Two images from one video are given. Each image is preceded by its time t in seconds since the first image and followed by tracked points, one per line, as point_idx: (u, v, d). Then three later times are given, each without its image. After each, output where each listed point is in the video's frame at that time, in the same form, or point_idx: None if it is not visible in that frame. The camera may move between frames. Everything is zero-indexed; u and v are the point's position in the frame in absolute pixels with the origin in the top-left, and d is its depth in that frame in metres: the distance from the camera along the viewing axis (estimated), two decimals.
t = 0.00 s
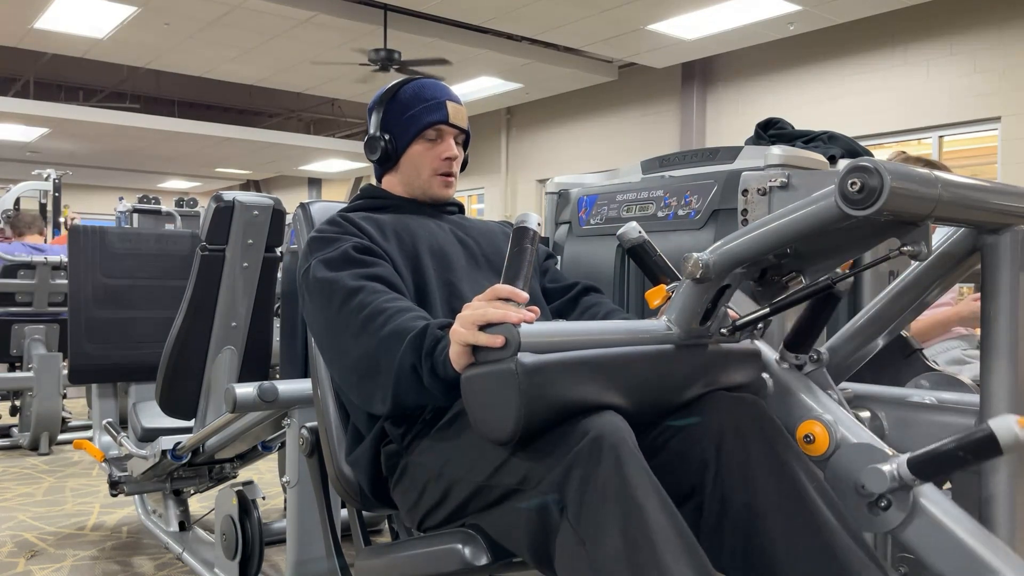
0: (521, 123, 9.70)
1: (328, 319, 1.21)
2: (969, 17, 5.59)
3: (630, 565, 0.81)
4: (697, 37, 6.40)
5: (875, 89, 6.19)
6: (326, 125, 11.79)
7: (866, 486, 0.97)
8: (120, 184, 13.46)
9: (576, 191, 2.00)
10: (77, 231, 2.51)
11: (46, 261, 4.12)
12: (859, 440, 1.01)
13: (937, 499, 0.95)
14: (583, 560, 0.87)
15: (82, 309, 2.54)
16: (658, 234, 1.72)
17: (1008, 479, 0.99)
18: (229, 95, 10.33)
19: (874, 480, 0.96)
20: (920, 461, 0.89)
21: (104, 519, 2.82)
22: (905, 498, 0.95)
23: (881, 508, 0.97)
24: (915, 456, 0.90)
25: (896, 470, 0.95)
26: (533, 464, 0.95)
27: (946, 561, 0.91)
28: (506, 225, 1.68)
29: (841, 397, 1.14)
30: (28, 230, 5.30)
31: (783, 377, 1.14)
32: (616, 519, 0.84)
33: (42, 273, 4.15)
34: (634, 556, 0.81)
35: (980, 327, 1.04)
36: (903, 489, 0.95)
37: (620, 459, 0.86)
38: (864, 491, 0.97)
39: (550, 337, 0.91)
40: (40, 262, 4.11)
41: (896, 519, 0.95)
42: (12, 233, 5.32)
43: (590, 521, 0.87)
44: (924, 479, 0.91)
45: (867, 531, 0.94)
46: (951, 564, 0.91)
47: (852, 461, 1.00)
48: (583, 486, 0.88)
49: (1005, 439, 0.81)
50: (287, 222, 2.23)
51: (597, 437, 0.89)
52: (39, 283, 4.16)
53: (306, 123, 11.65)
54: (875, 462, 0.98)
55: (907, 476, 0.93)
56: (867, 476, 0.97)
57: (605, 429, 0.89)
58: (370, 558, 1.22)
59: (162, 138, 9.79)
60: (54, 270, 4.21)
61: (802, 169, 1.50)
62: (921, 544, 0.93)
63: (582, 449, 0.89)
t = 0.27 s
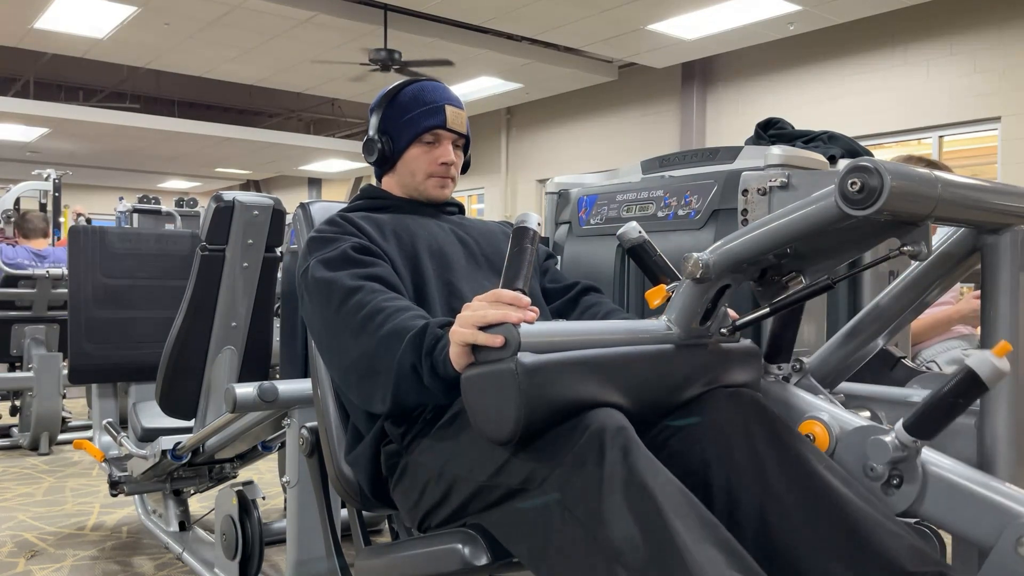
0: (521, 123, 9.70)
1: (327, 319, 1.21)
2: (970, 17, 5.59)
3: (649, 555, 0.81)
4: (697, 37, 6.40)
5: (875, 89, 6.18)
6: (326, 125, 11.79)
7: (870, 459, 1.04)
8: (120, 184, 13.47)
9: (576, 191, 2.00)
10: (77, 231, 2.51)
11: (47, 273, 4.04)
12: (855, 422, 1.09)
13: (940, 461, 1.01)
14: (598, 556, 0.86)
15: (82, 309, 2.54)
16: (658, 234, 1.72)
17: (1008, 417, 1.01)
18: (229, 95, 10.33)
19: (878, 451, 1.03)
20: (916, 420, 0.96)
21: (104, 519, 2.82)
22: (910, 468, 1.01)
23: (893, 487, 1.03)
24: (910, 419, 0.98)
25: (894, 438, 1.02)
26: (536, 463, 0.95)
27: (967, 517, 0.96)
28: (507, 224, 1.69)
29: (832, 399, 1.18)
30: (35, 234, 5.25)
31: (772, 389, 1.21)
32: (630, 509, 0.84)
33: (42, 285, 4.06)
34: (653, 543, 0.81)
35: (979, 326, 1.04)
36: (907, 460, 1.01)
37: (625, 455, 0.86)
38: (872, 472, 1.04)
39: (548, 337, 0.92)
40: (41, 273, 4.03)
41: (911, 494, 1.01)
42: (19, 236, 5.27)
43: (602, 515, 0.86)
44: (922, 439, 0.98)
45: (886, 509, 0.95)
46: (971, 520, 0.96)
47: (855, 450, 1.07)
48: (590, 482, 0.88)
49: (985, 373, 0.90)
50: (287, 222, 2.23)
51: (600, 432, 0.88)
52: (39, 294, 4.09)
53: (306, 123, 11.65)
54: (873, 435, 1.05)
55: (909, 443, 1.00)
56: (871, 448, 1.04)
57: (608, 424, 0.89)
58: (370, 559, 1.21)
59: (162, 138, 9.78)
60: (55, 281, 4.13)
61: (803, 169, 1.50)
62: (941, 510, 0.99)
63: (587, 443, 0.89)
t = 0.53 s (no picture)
0: (521, 123, 9.70)
1: (327, 319, 1.21)
2: (970, 17, 5.59)
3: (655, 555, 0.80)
4: (697, 37, 6.40)
5: (875, 89, 6.18)
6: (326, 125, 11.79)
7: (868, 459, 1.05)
8: (120, 184, 13.47)
9: (576, 191, 2.00)
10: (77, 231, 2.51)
11: (47, 273, 4.02)
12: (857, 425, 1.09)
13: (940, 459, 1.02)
14: (603, 556, 0.86)
15: (82, 308, 2.54)
16: (658, 234, 1.72)
17: (1007, 413, 1.01)
18: (229, 95, 10.33)
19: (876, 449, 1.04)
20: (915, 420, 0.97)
21: (104, 519, 2.82)
22: (910, 465, 1.02)
23: (894, 485, 1.04)
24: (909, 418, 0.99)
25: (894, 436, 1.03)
26: (537, 462, 0.95)
27: (967, 515, 0.97)
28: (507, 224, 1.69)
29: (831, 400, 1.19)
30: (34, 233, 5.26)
31: (772, 389, 1.21)
32: (634, 504, 0.84)
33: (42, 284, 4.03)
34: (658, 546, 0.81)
35: (980, 323, 1.04)
36: (908, 458, 1.02)
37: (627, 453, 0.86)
38: (873, 471, 1.05)
39: (547, 335, 0.91)
40: (42, 272, 4.01)
41: (911, 492, 1.02)
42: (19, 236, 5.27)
43: (608, 513, 0.85)
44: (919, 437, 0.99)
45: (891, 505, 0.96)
46: (970, 518, 0.97)
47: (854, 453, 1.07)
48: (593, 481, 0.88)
49: (985, 371, 0.91)
50: (287, 221, 2.23)
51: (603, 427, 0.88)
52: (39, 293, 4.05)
53: (306, 123, 11.65)
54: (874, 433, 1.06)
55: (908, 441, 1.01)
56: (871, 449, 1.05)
57: (609, 420, 0.89)
58: (370, 559, 1.21)
59: (162, 138, 9.78)
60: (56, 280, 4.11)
61: (803, 169, 1.50)
62: (940, 508, 1.00)
63: (590, 438, 0.89)
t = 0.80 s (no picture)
0: (521, 123, 9.70)
1: (323, 323, 1.21)
2: (970, 17, 5.59)
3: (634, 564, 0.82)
4: (697, 37, 6.40)
5: (875, 89, 6.18)
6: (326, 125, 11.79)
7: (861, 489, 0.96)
8: (120, 184, 13.47)
9: (576, 191, 2.00)
10: (77, 231, 2.51)
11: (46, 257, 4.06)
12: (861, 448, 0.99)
13: (933, 512, 0.92)
14: (590, 561, 0.87)
15: (82, 308, 2.54)
16: (658, 234, 1.72)
17: (1009, 501, 0.92)
18: (229, 95, 10.33)
19: (870, 486, 0.94)
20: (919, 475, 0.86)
21: (104, 519, 2.82)
22: (899, 507, 0.93)
23: (875, 514, 0.95)
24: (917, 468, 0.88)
25: (895, 480, 0.93)
26: (536, 463, 0.95)
27: None
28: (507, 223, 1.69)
29: (847, 394, 1.20)
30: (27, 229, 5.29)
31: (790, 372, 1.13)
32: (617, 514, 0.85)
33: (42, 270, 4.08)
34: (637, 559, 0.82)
35: (979, 324, 1.04)
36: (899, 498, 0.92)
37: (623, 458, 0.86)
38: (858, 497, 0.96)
39: (547, 335, 0.91)
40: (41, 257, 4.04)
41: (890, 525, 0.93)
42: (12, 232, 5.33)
43: (599, 519, 0.87)
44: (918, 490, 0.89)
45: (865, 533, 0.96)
46: None
47: (848, 464, 0.99)
48: (586, 485, 0.89)
49: (1006, 462, 0.80)
50: (287, 221, 2.23)
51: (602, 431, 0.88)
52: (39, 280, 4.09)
53: (306, 123, 11.65)
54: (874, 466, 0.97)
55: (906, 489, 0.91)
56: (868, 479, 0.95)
57: (608, 426, 0.89)
58: (371, 558, 1.21)
59: (162, 138, 9.78)
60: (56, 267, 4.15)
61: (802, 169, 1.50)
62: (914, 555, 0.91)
63: (586, 442, 0.89)
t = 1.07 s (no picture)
0: (521, 123, 9.70)
1: (322, 325, 1.21)
2: (970, 17, 5.59)
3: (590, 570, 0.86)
4: (697, 37, 6.40)
5: (875, 89, 6.18)
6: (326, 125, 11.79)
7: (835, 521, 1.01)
8: (120, 184, 13.47)
9: (576, 191, 2.00)
10: (77, 231, 2.51)
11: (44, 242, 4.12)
12: (856, 473, 1.03)
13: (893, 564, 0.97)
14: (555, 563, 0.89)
15: (82, 309, 2.54)
16: (658, 234, 1.72)
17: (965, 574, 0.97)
18: (229, 95, 10.33)
19: (844, 524, 0.99)
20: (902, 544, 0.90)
21: (104, 519, 2.82)
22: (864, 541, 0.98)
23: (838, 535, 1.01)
24: (899, 534, 0.92)
25: (869, 525, 0.97)
26: (534, 464, 0.95)
27: None
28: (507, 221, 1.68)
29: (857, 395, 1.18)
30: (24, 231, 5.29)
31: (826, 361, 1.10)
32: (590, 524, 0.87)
33: (41, 256, 4.13)
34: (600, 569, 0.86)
35: (979, 324, 1.03)
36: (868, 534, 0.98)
37: (616, 468, 0.87)
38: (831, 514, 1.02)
39: (547, 335, 0.91)
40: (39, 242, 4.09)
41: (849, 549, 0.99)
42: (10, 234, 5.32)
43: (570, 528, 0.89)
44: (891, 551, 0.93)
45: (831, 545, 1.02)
46: None
47: (836, 477, 1.04)
48: (575, 490, 0.89)
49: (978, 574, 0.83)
50: (287, 221, 2.23)
51: (599, 442, 0.89)
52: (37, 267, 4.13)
53: (306, 123, 11.65)
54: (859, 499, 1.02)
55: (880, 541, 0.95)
56: (843, 515, 0.99)
57: (605, 438, 0.89)
58: (371, 559, 1.21)
59: (162, 138, 9.78)
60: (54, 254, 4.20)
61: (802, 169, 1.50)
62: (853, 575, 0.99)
63: (580, 451, 0.90)
